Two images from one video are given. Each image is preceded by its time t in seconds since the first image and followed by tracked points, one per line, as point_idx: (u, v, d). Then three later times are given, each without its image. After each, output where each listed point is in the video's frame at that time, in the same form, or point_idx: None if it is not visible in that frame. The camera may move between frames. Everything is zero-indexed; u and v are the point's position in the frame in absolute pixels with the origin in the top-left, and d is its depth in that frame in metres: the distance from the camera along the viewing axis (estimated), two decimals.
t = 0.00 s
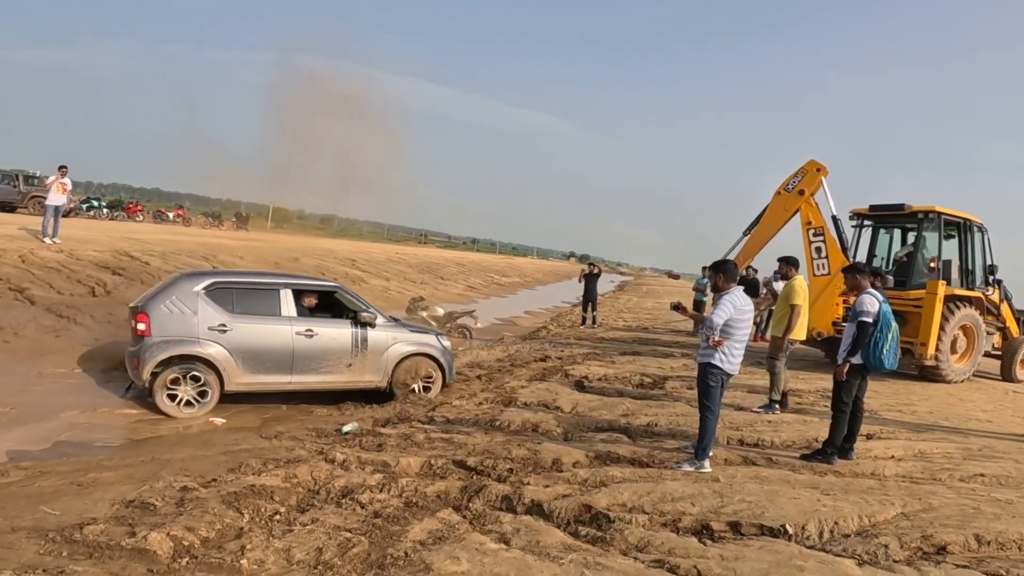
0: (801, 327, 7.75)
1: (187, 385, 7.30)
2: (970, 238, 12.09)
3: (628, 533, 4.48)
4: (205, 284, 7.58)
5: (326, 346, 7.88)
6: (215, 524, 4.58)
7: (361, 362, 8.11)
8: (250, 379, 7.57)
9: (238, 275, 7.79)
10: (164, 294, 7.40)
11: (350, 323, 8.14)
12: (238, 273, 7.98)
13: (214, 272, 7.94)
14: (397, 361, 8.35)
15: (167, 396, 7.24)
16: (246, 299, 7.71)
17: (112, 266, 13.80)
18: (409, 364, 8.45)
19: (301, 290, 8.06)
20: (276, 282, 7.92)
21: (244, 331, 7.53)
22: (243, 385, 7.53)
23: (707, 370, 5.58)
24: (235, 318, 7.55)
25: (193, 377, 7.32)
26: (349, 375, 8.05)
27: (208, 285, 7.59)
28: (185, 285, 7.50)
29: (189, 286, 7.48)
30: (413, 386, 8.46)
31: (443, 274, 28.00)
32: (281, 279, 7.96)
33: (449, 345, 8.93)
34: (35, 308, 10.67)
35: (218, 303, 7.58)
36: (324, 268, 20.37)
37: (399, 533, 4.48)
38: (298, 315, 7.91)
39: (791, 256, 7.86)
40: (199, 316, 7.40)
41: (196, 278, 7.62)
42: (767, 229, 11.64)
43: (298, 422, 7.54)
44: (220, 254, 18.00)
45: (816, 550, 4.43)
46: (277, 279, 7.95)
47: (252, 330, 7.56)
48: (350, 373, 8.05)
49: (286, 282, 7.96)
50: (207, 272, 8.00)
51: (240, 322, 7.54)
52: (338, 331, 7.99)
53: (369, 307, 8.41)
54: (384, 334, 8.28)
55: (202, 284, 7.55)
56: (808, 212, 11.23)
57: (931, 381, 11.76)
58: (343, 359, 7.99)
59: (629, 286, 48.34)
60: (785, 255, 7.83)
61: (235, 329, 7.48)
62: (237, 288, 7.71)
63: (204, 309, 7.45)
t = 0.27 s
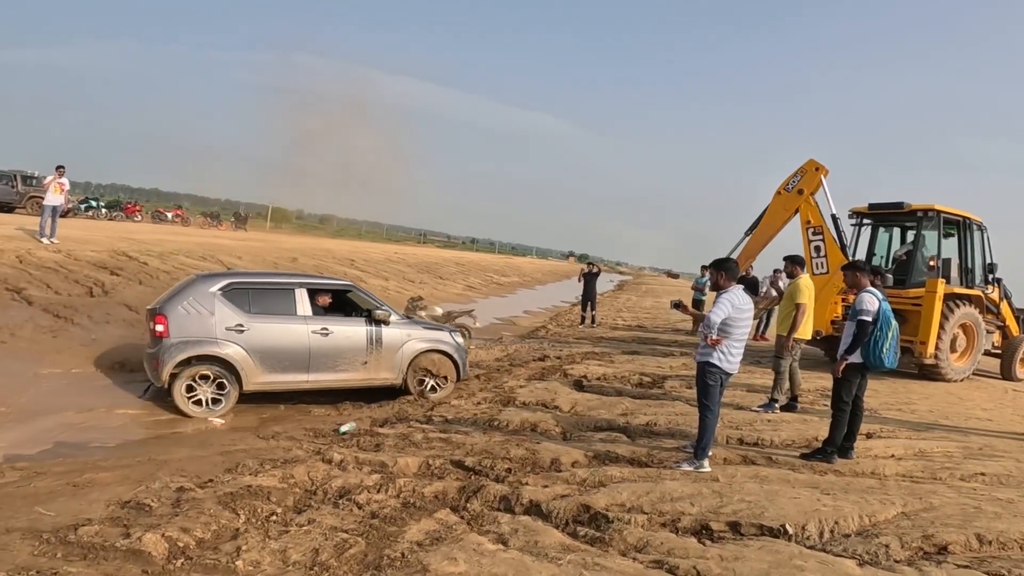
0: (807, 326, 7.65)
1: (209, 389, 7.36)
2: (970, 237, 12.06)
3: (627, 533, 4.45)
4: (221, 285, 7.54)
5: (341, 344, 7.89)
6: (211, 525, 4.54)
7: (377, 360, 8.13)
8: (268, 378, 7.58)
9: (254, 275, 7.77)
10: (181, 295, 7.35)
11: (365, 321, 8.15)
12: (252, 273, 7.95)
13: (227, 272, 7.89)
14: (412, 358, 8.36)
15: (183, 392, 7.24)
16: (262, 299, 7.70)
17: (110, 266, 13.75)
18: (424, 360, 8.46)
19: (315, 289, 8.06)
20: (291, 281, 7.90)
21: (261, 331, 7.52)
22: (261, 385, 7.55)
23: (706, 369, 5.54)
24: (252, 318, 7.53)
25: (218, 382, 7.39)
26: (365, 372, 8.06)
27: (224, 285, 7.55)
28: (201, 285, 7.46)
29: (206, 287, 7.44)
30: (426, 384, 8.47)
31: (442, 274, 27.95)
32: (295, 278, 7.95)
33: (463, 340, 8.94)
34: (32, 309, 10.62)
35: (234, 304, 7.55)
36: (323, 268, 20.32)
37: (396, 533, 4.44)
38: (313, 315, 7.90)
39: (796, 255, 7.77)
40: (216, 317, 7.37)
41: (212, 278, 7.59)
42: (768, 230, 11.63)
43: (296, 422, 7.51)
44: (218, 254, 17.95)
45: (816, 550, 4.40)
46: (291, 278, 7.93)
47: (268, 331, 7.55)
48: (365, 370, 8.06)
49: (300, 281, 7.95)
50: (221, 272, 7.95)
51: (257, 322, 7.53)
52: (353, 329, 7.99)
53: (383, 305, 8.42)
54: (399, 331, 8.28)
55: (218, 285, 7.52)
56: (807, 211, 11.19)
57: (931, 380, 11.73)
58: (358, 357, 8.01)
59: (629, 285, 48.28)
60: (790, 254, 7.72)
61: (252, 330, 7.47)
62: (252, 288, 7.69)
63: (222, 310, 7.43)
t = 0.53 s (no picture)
0: (808, 327, 7.50)
1: (219, 395, 7.32)
2: (969, 236, 11.93)
3: (619, 542, 4.32)
4: (233, 289, 7.50)
5: (354, 346, 7.86)
6: (191, 534, 4.38)
7: (389, 361, 8.09)
8: (283, 381, 7.55)
9: (265, 279, 7.73)
10: (194, 300, 7.30)
11: (376, 322, 8.14)
12: (261, 276, 7.90)
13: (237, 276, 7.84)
14: (423, 359, 8.32)
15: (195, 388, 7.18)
16: (273, 302, 7.66)
17: (103, 267, 13.60)
18: (435, 361, 8.43)
19: (326, 291, 8.03)
20: (302, 284, 7.86)
21: (274, 335, 7.48)
22: (275, 388, 7.51)
23: (701, 372, 5.42)
24: (264, 321, 7.50)
25: (233, 394, 7.41)
26: (378, 373, 8.03)
27: (235, 289, 7.51)
28: (214, 290, 7.41)
29: (218, 291, 7.40)
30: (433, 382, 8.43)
31: (439, 274, 27.80)
32: (306, 281, 7.91)
33: (474, 339, 8.90)
34: (21, 310, 10.47)
35: (246, 307, 7.51)
36: (318, 269, 20.19)
37: (381, 543, 4.30)
38: (325, 317, 7.88)
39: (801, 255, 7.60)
40: (229, 321, 7.34)
41: (224, 282, 7.54)
42: (768, 231, 11.51)
43: (286, 426, 7.37)
44: (212, 254, 17.81)
45: (814, 559, 4.26)
46: (302, 281, 7.90)
47: (281, 334, 7.52)
48: (377, 372, 8.03)
49: (310, 284, 7.91)
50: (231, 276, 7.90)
51: (270, 326, 7.49)
52: (365, 331, 7.97)
53: (393, 306, 8.39)
54: (411, 332, 8.25)
55: (230, 289, 7.47)
56: (807, 211, 11.04)
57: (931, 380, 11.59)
58: (371, 358, 7.97)
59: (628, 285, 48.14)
60: (794, 255, 7.55)
61: (264, 333, 7.44)
62: (263, 291, 7.65)
63: (234, 314, 7.39)
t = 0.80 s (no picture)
0: (813, 334, 7.38)
1: (234, 402, 7.34)
2: (971, 237, 11.83)
3: (614, 556, 4.21)
4: (250, 293, 7.54)
5: (369, 350, 7.89)
6: (175, 547, 4.24)
7: (405, 364, 8.11)
8: (301, 385, 7.60)
9: (281, 284, 7.77)
10: (211, 306, 7.36)
11: (392, 326, 8.14)
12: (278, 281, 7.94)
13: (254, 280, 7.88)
14: (439, 362, 8.36)
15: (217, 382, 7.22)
16: (289, 307, 7.69)
17: (96, 270, 13.47)
18: (450, 363, 8.47)
19: (343, 295, 8.03)
20: (318, 288, 7.87)
21: (290, 339, 7.52)
22: (292, 392, 7.56)
23: (699, 380, 5.32)
24: (280, 326, 7.53)
25: (245, 407, 7.41)
26: (394, 376, 8.06)
27: (253, 294, 7.55)
28: (231, 295, 7.47)
29: (235, 296, 7.45)
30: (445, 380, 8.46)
31: (437, 275, 27.68)
32: (322, 285, 7.92)
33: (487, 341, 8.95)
34: (12, 315, 10.35)
35: (263, 312, 7.55)
36: (315, 271, 20.07)
37: (370, 557, 4.19)
38: (341, 321, 7.90)
39: (808, 260, 7.47)
40: (246, 326, 7.38)
41: (240, 287, 7.58)
42: (769, 234, 11.42)
43: (278, 432, 7.27)
44: (208, 256, 17.69)
45: (814, 573, 4.16)
46: (319, 285, 7.91)
47: (297, 338, 7.56)
48: (394, 375, 8.05)
49: (327, 288, 7.92)
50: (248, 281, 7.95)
51: (286, 330, 7.53)
52: (381, 335, 7.99)
53: (408, 309, 8.39)
54: (426, 335, 8.27)
55: (247, 294, 7.52)
56: (807, 212, 10.93)
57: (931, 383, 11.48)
58: (387, 362, 8.00)
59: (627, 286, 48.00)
60: (803, 259, 7.42)
61: (281, 338, 7.48)
62: (279, 296, 7.67)
63: (251, 319, 7.43)
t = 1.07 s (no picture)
0: (819, 334, 7.33)
1: (256, 405, 7.38)
2: (973, 237, 11.79)
3: (619, 563, 4.16)
4: (268, 301, 7.64)
5: (388, 351, 7.97)
6: (174, 554, 4.18)
7: (424, 363, 8.20)
8: (323, 389, 7.67)
9: (298, 290, 7.87)
10: (231, 314, 7.46)
11: (409, 326, 8.24)
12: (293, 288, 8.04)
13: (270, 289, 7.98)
14: (456, 361, 8.45)
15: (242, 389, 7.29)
16: (307, 312, 7.78)
17: (94, 271, 13.39)
18: (467, 362, 8.56)
19: (358, 298, 8.13)
20: (333, 292, 7.98)
21: (310, 344, 7.59)
22: (315, 396, 7.63)
23: (702, 384, 5.27)
24: (299, 331, 7.61)
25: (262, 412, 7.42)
26: (413, 376, 8.14)
27: (270, 300, 7.64)
28: (249, 303, 7.57)
29: (253, 304, 7.55)
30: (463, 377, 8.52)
31: (436, 276, 27.60)
32: (338, 289, 8.03)
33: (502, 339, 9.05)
34: (9, 317, 10.28)
35: (281, 318, 7.63)
36: (314, 272, 20.00)
37: (372, 564, 4.13)
38: (358, 324, 7.99)
39: (815, 261, 7.45)
40: (266, 332, 7.46)
41: (259, 295, 7.68)
42: (771, 235, 11.37)
43: (278, 436, 7.21)
44: (206, 257, 17.61)
45: None
46: (334, 290, 8.02)
47: (317, 342, 7.62)
48: (413, 374, 8.13)
49: (342, 292, 8.03)
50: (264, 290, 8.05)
51: (306, 335, 7.61)
52: (398, 336, 8.08)
53: (423, 310, 8.50)
54: (442, 335, 8.36)
55: (265, 301, 7.61)
56: (809, 214, 10.88)
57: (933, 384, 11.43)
58: (406, 361, 8.08)
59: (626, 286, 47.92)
60: (810, 262, 7.43)
61: (301, 342, 7.55)
62: (297, 301, 7.77)
63: (270, 325, 7.51)
